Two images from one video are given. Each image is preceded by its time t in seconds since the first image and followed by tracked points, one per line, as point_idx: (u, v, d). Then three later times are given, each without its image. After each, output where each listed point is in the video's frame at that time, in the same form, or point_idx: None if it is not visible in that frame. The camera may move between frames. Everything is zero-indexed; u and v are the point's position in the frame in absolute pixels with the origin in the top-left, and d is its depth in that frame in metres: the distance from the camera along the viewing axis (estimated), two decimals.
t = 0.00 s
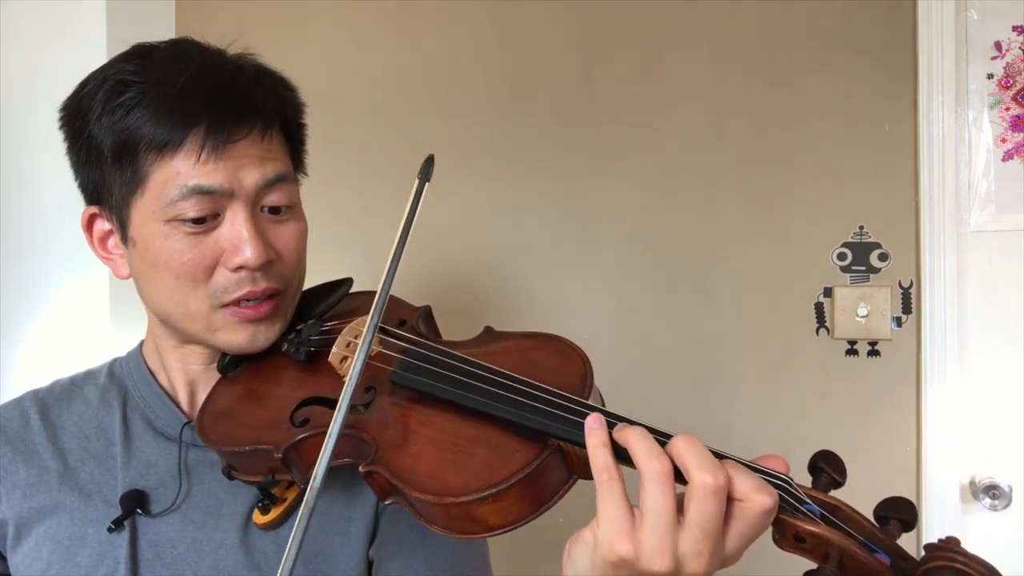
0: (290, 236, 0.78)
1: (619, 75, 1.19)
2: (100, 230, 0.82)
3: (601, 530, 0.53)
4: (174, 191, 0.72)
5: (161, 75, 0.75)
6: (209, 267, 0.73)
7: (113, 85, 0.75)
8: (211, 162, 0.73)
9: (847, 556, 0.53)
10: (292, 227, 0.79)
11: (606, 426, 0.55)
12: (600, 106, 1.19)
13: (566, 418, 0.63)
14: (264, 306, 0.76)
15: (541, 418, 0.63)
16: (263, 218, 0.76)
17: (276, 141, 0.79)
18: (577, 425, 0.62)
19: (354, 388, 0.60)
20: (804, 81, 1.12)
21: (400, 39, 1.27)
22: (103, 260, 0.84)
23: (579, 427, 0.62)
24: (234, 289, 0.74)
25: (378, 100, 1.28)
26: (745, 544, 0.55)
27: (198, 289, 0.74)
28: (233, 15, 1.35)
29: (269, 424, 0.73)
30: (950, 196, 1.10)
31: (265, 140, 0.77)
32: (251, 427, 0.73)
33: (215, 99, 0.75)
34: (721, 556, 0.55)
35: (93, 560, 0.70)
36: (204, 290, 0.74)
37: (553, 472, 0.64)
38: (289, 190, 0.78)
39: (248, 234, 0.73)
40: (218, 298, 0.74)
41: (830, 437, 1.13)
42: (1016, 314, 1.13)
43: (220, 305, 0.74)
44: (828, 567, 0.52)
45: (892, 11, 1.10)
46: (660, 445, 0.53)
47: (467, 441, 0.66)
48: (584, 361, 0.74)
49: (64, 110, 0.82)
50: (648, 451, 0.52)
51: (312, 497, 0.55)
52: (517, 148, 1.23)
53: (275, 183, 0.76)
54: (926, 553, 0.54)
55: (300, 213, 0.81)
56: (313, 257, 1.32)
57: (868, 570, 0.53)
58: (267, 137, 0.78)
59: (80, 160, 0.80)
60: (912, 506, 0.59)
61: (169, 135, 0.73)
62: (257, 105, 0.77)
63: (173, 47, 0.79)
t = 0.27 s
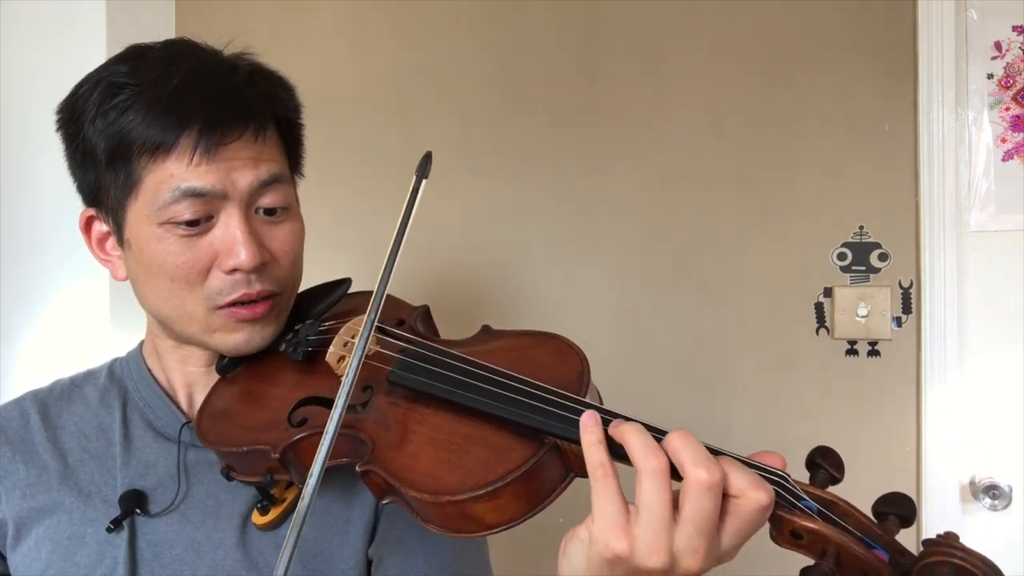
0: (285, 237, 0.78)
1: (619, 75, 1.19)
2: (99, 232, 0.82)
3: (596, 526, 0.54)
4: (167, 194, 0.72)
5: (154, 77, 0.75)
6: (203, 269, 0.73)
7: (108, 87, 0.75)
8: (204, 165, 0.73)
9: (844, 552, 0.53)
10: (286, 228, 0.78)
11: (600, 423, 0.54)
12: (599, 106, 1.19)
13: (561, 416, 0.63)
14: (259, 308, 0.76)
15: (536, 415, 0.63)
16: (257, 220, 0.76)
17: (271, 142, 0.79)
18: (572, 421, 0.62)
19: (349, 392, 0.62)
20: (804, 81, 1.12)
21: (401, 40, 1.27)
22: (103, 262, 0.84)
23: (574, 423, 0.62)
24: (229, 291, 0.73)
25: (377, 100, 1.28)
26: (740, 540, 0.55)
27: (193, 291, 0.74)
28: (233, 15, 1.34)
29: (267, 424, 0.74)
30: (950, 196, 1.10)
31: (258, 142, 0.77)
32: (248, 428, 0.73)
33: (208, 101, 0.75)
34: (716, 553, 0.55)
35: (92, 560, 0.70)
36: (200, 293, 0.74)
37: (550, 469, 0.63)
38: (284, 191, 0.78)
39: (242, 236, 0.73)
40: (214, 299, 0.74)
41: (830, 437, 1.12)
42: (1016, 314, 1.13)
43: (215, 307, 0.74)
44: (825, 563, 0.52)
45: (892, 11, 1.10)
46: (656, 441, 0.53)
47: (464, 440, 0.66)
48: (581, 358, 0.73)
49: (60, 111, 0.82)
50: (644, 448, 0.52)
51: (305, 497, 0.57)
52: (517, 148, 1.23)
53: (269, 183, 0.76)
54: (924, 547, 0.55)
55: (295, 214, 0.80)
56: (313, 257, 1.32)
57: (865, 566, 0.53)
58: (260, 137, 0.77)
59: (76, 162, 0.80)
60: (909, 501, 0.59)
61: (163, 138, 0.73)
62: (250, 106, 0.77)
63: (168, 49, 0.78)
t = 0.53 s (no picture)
0: (269, 255, 0.77)
1: (619, 75, 1.19)
2: (94, 234, 0.82)
3: (593, 536, 0.53)
4: (149, 210, 0.72)
5: (143, 88, 0.74)
6: (183, 286, 0.74)
7: (99, 95, 0.75)
8: (185, 183, 0.72)
9: (843, 562, 0.53)
10: (272, 246, 0.78)
11: (598, 430, 0.55)
12: (599, 106, 1.19)
13: (557, 425, 0.63)
14: (241, 325, 0.76)
15: (534, 425, 0.63)
16: (240, 238, 0.75)
17: (259, 158, 0.77)
18: (569, 430, 0.63)
19: (350, 389, 0.61)
20: (804, 81, 1.12)
21: (400, 39, 1.27)
22: (99, 263, 0.84)
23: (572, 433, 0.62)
24: (208, 310, 0.74)
25: (377, 99, 1.28)
26: (738, 551, 0.55)
27: (174, 306, 0.74)
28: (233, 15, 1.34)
29: (265, 431, 0.73)
30: (950, 196, 1.10)
31: (245, 159, 0.76)
32: (246, 435, 0.73)
33: (196, 117, 0.74)
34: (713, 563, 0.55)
35: (92, 561, 0.70)
36: (179, 309, 0.74)
37: (549, 478, 0.64)
38: (270, 209, 0.77)
39: (222, 256, 0.73)
40: (193, 316, 0.74)
41: (830, 437, 1.13)
42: (1016, 314, 1.13)
43: (195, 323, 0.75)
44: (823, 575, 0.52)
45: (892, 11, 1.10)
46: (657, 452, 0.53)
47: (462, 448, 0.66)
48: (578, 364, 0.74)
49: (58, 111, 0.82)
50: (645, 459, 0.52)
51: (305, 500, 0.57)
52: (517, 148, 1.23)
53: (252, 203, 0.75)
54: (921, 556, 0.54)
55: (283, 230, 0.80)
56: (313, 257, 1.32)
57: None
58: (246, 155, 0.76)
59: (70, 165, 0.81)
60: (906, 510, 0.59)
61: (148, 153, 0.73)
62: (239, 122, 0.76)
63: (162, 55, 0.77)
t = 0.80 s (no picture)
0: (273, 247, 0.78)
1: (619, 75, 1.19)
2: (94, 222, 0.82)
3: (595, 550, 0.52)
4: (155, 192, 0.72)
5: (158, 73, 0.75)
6: (184, 271, 0.73)
7: (111, 78, 0.75)
8: (193, 167, 0.72)
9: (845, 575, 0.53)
10: (275, 238, 0.78)
11: (599, 439, 0.55)
12: (600, 106, 1.19)
13: (556, 432, 0.63)
14: (239, 315, 0.76)
15: (532, 432, 0.63)
16: (245, 226, 0.76)
17: (268, 149, 0.78)
18: (567, 437, 0.63)
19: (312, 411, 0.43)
20: (804, 81, 1.12)
21: (401, 40, 1.27)
22: (96, 254, 0.84)
23: (570, 440, 0.62)
24: (208, 296, 0.74)
25: (378, 99, 1.28)
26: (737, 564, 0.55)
27: (173, 292, 0.74)
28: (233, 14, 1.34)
29: (261, 434, 0.73)
30: (950, 196, 1.10)
31: (254, 148, 0.76)
32: (243, 437, 0.73)
33: (207, 103, 0.75)
34: None
35: (90, 564, 0.70)
36: (178, 294, 0.74)
37: (548, 485, 0.64)
38: (276, 200, 0.77)
39: (226, 242, 0.73)
40: (192, 303, 0.74)
41: (829, 437, 1.13)
42: (1016, 314, 1.13)
43: (194, 310, 0.74)
44: None
45: (891, 11, 1.10)
46: (661, 464, 0.53)
47: (460, 454, 0.66)
48: (578, 369, 0.73)
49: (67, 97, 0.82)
50: (650, 470, 0.52)
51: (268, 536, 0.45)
52: (517, 148, 1.23)
53: (260, 192, 0.75)
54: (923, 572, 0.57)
55: (287, 221, 0.80)
56: (312, 257, 1.32)
57: None
58: (256, 144, 0.77)
59: (75, 150, 0.81)
60: (910, 521, 0.60)
61: (157, 136, 0.73)
62: (251, 112, 0.77)
63: (177, 45, 0.78)
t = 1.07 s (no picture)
0: (270, 231, 0.78)
1: (619, 75, 1.19)
2: (97, 215, 0.82)
3: (585, 548, 0.53)
4: (155, 171, 0.72)
5: (162, 58, 0.76)
6: (180, 251, 0.72)
7: (116, 64, 0.76)
8: (194, 145, 0.73)
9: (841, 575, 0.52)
10: (273, 222, 0.78)
11: (590, 436, 0.55)
12: (599, 106, 1.19)
13: (549, 429, 0.63)
14: (234, 298, 0.75)
15: (525, 428, 0.63)
16: (243, 208, 0.76)
17: (268, 134, 0.79)
18: (560, 434, 0.63)
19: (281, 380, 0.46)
20: (803, 82, 1.12)
21: (400, 40, 1.27)
22: (98, 247, 0.84)
23: (562, 436, 0.62)
24: (203, 275, 0.73)
25: (378, 99, 1.28)
26: (734, 561, 0.55)
27: (167, 273, 0.73)
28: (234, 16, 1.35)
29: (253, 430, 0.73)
30: (949, 199, 1.09)
31: (254, 132, 0.77)
32: (235, 433, 0.73)
33: (210, 86, 0.75)
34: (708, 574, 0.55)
35: (84, 565, 0.70)
36: (173, 274, 0.73)
37: (540, 483, 0.64)
38: (274, 183, 0.78)
39: (224, 221, 0.73)
40: (185, 284, 0.73)
41: (829, 437, 1.13)
42: (1017, 314, 1.13)
43: (188, 292, 0.73)
44: None
45: (891, 12, 1.10)
46: (650, 461, 0.52)
47: (452, 452, 0.66)
48: (574, 367, 0.74)
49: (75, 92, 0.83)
50: (639, 468, 0.52)
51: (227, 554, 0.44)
52: (518, 148, 1.23)
53: (258, 174, 0.76)
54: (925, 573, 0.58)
55: (285, 208, 0.80)
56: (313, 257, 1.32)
57: None
58: (256, 127, 0.77)
59: (79, 140, 0.81)
60: (910, 522, 0.60)
61: (158, 116, 0.73)
62: (253, 98, 0.78)
63: (184, 37, 0.80)
